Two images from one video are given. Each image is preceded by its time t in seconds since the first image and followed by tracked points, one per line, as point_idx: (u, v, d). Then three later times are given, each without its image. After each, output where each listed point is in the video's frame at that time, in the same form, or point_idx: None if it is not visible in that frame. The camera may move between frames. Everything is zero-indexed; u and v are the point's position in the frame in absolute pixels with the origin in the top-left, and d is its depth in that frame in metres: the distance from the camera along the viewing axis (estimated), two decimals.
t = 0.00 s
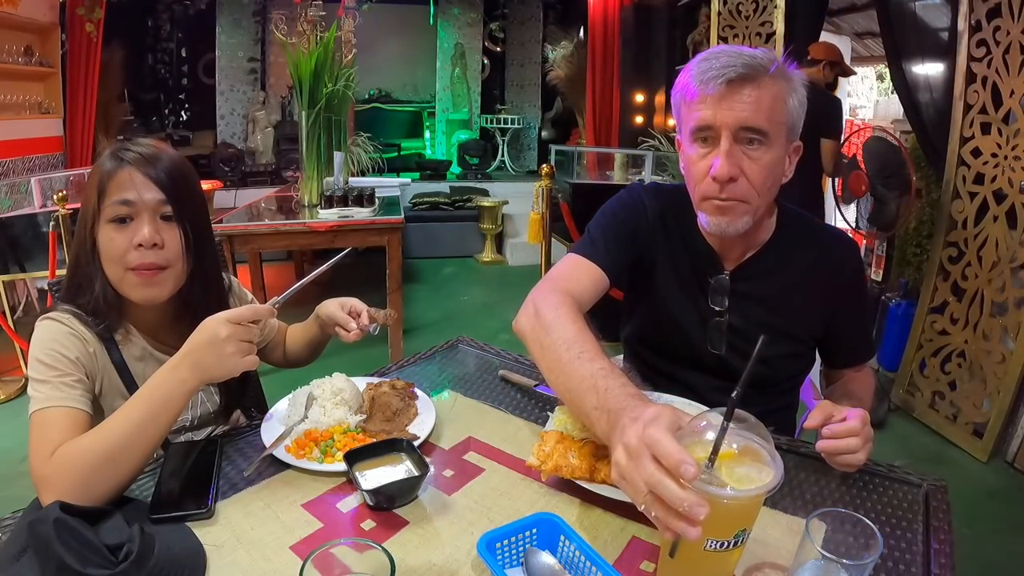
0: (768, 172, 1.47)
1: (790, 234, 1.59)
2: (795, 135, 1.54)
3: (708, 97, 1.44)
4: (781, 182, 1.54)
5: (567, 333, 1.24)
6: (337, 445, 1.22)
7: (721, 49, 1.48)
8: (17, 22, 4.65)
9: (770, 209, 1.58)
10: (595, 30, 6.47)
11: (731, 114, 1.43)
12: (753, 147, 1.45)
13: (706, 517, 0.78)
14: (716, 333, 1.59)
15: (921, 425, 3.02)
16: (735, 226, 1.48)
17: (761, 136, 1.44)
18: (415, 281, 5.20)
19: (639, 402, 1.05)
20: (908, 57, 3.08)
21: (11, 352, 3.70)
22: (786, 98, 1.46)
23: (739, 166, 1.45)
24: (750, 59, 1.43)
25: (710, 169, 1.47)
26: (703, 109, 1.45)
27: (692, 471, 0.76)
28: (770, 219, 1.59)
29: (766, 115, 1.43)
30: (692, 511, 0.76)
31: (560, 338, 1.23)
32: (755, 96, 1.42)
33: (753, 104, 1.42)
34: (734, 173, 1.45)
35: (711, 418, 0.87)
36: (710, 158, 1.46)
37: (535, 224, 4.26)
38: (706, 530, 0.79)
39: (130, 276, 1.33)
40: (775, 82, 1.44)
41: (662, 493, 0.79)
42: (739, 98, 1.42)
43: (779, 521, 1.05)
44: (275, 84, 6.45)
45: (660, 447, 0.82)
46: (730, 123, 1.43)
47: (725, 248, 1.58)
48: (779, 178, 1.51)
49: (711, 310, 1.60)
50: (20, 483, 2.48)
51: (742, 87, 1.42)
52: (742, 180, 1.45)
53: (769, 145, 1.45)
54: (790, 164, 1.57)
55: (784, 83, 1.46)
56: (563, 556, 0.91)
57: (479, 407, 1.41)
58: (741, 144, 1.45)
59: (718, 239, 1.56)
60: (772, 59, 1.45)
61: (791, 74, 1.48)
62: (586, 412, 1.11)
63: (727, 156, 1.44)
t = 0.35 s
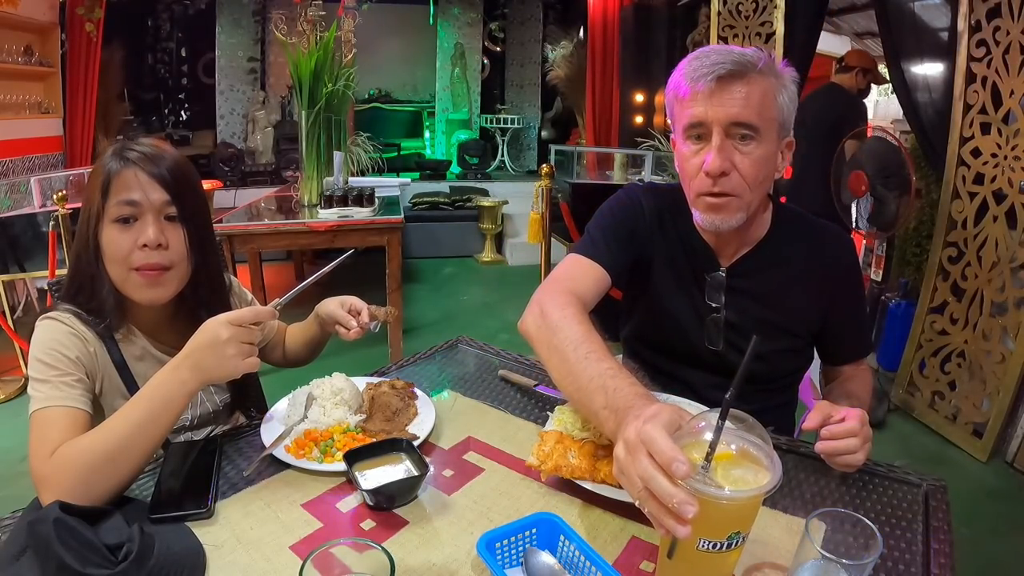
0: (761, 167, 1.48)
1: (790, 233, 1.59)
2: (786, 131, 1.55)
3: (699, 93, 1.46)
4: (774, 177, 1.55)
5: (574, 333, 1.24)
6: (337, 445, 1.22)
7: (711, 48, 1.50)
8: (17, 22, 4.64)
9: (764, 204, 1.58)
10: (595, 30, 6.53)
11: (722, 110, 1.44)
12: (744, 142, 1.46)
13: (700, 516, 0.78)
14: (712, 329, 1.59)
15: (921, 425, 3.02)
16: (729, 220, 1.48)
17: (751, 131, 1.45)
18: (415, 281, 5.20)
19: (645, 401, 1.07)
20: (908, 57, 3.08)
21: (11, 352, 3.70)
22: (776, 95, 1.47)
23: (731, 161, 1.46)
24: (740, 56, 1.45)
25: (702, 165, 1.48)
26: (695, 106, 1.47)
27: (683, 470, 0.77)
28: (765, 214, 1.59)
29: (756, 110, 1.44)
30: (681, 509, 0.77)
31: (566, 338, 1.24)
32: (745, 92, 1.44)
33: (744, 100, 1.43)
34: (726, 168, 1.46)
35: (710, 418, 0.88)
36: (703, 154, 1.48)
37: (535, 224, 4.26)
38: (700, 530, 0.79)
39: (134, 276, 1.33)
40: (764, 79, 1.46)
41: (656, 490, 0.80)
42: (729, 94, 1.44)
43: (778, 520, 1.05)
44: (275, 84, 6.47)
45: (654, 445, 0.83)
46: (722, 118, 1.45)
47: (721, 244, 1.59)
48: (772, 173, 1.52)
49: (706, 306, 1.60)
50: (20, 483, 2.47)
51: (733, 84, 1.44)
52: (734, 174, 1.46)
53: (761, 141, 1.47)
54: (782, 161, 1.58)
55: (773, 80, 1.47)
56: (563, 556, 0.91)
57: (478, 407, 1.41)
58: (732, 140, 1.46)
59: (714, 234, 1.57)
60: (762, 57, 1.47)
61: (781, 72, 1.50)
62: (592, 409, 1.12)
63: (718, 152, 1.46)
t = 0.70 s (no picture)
0: (760, 167, 1.48)
1: (790, 233, 1.59)
2: (785, 131, 1.55)
3: (699, 94, 1.46)
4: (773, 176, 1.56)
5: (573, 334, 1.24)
6: (337, 445, 1.22)
7: (710, 48, 1.50)
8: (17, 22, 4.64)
9: (764, 203, 1.58)
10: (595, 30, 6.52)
11: (722, 110, 1.44)
12: (743, 142, 1.46)
13: (698, 516, 0.78)
14: (711, 328, 1.59)
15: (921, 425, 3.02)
16: (728, 220, 1.49)
17: (750, 131, 1.46)
18: (415, 281, 5.20)
19: (647, 399, 1.06)
20: (907, 57, 3.08)
21: (11, 352, 3.70)
22: (775, 95, 1.47)
23: (730, 162, 1.46)
24: (739, 57, 1.45)
25: (701, 165, 1.48)
26: (695, 107, 1.47)
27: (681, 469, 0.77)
28: (764, 213, 1.59)
29: (755, 111, 1.44)
30: (674, 512, 0.76)
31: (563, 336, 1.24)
32: (744, 92, 1.44)
33: (743, 100, 1.43)
34: (725, 168, 1.46)
35: (711, 418, 0.88)
36: (703, 154, 1.48)
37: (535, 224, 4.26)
38: (699, 529, 0.79)
39: (136, 275, 1.33)
40: (764, 79, 1.46)
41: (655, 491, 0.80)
42: (729, 94, 1.44)
43: (779, 520, 1.05)
44: (276, 85, 6.44)
45: (653, 443, 0.83)
46: (721, 119, 1.45)
47: (720, 243, 1.59)
48: (771, 173, 1.52)
49: (706, 305, 1.60)
50: (20, 482, 2.48)
51: (732, 84, 1.44)
52: (733, 174, 1.46)
53: (760, 140, 1.47)
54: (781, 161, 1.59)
55: (772, 81, 1.47)
56: (563, 556, 0.91)
57: (478, 407, 1.41)
58: (731, 140, 1.46)
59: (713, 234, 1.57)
60: (760, 57, 1.47)
61: (780, 72, 1.50)
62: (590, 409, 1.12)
63: (717, 152, 1.46)
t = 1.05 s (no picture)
0: (759, 166, 1.48)
1: (790, 232, 1.59)
2: (785, 130, 1.55)
3: (699, 93, 1.46)
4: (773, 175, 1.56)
5: (555, 317, 1.27)
6: (337, 444, 1.22)
7: (710, 48, 1.50)
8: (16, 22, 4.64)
9: (764, 201, 1.58)
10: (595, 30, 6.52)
11: (722, 110, 1.44)
12: (743, 142, 1.47)
13: (698, 515, 0.78)
14: (711, 326, 1.59)
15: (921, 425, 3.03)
16: (728, 218, 1.49)
17: (750, 130, 1.46)
18: (415, 281, 5.20)
19: (623, 351, 1.12)
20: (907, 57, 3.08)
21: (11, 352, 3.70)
22: (775, 95, 1.47)
23: (730, 160, 1.46)
24: (739, 57, 1.45)
25: (701, 164, 1.49)
26: (695, 106, 1.47)
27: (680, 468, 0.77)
28: (765, 212, 1.59)
29: (755, 110, 1.44)
30: (630, 466, 0.90)
31: (539, 312, 1.29)
32: (745, 92, 1.44)
33: (743, 100, 1.43)
34: (725, 167, 1.46)
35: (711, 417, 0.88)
36: (703, 153, 1.48)
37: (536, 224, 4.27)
38: (699, 528, 0.79)
39: (137, 275, 1.33)
40: (764, 79, 1.46)
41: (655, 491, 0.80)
42: (729, 94, 1.44)
43: (779, 520, 1.05)
44: (275, 84, 6.57)
45: (625, 405, 0.96)
46: (721, 118, 1.45)
47: (720, 242, 1.59)
48: (771, 172, 1.52)
49: (706, 303, 1.60)
50: (20, 483, 2.48)
51: (732, 84, 1.44)
52: (733, 173, 1.47)
53: (760, 140, 1.47)
54: (781, 159, 1.59)
55: (773, 80, 1.47)
56: (563, 556, 0.91)
57: (477, 407, 1.41)
58: (731, 139, 1.46)
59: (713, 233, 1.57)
60: (761, 57, 1.47)
61: (780, 71, 1.50)
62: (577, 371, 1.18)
63: (718, 151, 1.46)
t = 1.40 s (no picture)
0: (760, 164, 1.48)
1: (790, 232, 1.59)
2: (785, 130, 1.55)
3: (700, 93, 1.46)
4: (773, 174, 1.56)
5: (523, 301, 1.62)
6: (337, 445, 1.22)
7: (711, 49, 1.51)
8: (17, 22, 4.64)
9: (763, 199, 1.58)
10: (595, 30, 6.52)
11: (722, 109, 1.44)
12: (744, 141, 1.47)
13: (697, 514, 0.79)
14: (709, 323, 1.59)
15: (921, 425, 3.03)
16: (729, 215, 1.48)
17: (751, 129, 1.46)
18: (415, 281, 5.20)
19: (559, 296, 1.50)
20: (908, 57, 3.07)
21: (11, 352, 3.70)
22: (776, 95, 1.47)
23: (731, 159, 1.46)
24: (740, 57, 1.45)
25: (702, 162, 1.49)
26: (696, 106, 1.47)
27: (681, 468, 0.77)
28: (764, 210, 1.59)
29: (755, 109, 1.44)
30: (575, 335, 1.18)
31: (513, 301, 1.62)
32: (745, 91, 1.44)
33: (744, 99, 1.44)
34: (726, 165, 1.46)
35: (711, 417, 0.88)
36: (703, 151, 1.48)
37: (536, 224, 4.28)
38: (700, 529, 0.79)
39: (139, 274, 1.33)
40: (765, 78, 1.46)
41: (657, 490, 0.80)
42: (729, 93, 1.44)
43: (778, 520, 1.05)
44: (275, 84, 6.60)
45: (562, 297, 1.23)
46: (721, 117, 1.45)
47: (718, 241, 1.60)
48: (771, 171, 1.52)
49: (703, 300, 1.61)
50: (19, 483, 2.48)
51: (733, 83, 1.44)
52: (734, 171, 1.46)
53: (760, 139, 1.47)
54: (781, 159, 1.59)
55: (773, 80, 1.47)
56: (564, 556, 0.91)
57: (477, 407, 1.41)
58: (732, 138, 1.46)
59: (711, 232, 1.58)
60: (761, 57, 1.48)
61: (780, 72, 1.50)
62: (542, 315, 1.58)
63: (719, 150, 1.46)
